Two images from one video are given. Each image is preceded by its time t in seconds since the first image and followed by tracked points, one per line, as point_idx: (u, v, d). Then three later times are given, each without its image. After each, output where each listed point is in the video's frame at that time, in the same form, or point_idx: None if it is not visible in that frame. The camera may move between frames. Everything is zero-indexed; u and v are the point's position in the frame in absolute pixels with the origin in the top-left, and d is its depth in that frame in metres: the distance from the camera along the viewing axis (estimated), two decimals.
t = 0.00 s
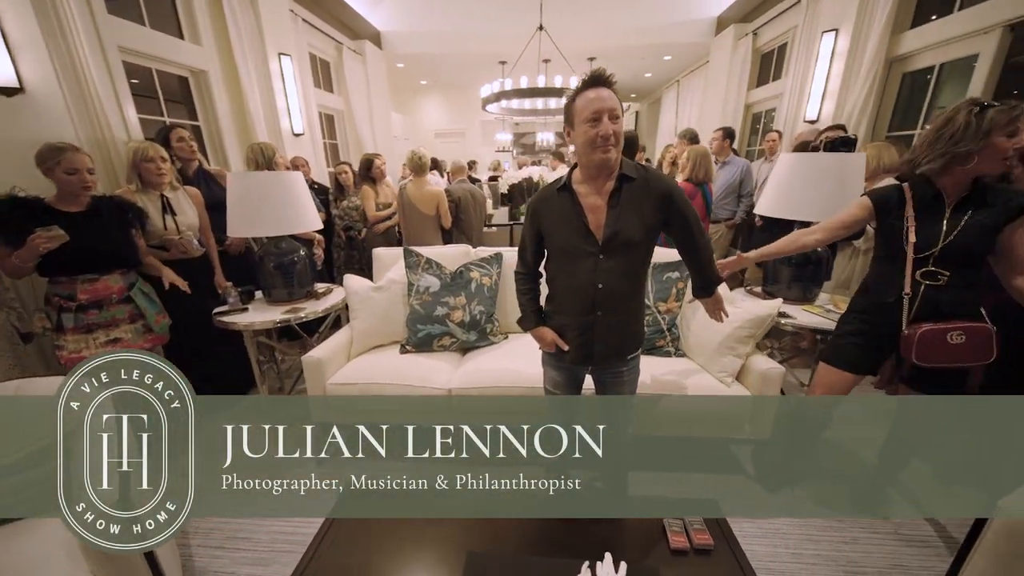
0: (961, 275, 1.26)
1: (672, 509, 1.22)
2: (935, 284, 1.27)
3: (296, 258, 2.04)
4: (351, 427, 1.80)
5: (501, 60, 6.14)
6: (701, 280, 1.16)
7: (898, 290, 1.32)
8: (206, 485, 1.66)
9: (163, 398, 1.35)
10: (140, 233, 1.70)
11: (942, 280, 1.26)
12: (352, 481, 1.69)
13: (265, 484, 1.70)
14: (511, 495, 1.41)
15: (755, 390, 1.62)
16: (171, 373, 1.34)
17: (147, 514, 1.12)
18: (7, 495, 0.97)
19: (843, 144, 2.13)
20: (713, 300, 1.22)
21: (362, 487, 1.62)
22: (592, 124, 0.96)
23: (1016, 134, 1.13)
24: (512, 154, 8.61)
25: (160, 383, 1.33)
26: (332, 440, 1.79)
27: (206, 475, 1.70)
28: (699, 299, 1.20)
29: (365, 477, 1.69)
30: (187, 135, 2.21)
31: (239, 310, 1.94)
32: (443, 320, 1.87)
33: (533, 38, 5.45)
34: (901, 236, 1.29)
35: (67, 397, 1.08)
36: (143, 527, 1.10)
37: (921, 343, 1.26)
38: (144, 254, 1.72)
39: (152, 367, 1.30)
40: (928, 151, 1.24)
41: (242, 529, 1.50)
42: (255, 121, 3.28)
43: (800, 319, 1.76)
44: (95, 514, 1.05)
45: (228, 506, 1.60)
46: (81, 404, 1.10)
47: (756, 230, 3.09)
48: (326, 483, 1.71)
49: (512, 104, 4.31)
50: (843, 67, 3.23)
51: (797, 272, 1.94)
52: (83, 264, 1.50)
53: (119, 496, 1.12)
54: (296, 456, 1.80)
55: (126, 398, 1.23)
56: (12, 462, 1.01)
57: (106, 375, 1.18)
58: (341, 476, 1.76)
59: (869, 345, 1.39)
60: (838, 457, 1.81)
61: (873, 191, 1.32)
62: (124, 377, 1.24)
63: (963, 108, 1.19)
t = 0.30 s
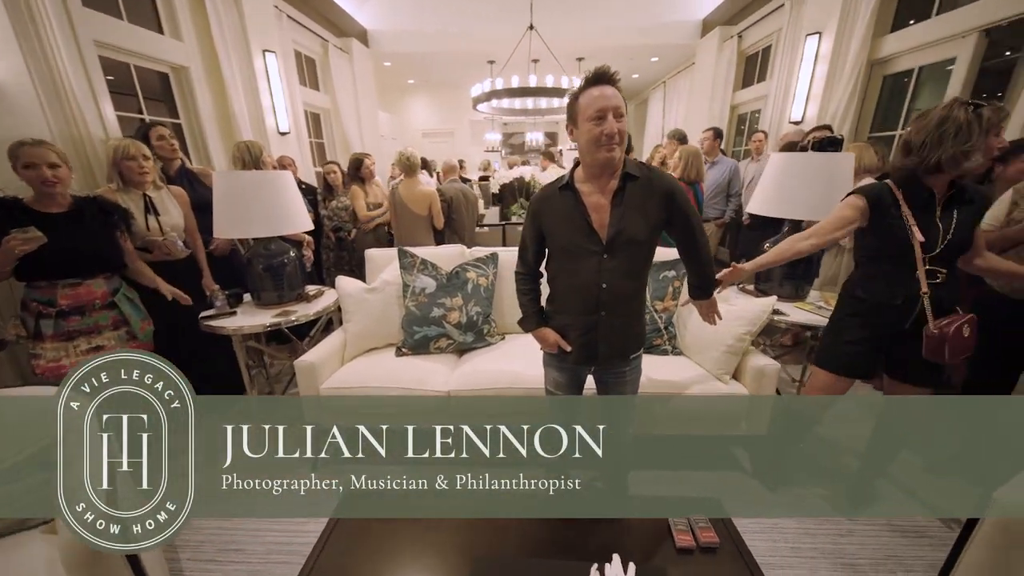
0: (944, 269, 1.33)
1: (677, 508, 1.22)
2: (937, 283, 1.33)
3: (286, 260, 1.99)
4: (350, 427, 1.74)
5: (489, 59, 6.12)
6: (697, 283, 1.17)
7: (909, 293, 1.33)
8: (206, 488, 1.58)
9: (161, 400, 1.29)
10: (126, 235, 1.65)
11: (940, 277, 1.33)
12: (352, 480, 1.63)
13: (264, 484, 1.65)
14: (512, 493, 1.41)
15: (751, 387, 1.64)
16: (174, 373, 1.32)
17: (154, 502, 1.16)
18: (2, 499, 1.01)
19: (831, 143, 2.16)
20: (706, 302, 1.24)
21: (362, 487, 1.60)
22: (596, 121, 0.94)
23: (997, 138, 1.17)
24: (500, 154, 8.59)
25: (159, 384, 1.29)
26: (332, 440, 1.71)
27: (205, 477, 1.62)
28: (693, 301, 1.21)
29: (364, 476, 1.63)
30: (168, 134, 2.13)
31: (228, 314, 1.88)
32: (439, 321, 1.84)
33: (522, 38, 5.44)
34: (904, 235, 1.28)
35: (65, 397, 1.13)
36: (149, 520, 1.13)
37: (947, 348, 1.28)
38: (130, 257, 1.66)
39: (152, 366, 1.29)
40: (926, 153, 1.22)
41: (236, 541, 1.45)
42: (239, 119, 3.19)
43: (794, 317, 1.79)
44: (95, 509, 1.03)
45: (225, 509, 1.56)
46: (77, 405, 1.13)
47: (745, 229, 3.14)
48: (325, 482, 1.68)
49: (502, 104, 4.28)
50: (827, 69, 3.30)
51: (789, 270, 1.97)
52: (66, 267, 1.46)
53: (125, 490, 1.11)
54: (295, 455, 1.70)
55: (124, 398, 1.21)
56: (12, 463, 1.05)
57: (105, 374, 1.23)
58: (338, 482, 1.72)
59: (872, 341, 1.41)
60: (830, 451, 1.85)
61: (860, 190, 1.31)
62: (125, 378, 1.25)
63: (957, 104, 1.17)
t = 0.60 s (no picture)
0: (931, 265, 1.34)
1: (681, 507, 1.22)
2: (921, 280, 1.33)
3: (276, 262, 1.93)
4: (346, 433, 1.70)
5: (477, 59, 6.10)
6: (697, 284, 1.17)
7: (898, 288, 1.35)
8: (207, 487, 1.67)
9: (161, 398, 1.55)
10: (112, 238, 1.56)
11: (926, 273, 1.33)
12: (353, 481, 1.71)
13: (264, 484, 1.69)
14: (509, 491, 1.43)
15: (748, 384, 1.66)
16: (170, 371, 1.54)
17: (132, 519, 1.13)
18: None
19: (819, 144, 2.21)
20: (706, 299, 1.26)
21: (362, 486, 1.70)
22: (601, 119, 0.93)
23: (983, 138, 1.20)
24: (488, 154, 8.56)
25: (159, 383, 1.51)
26: (332, 440, 1.70)
27: (206, 476, 1.71)
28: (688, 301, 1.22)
29: (365, 476, 1.73)
30: (148, 133, 2.05)
31: (215, 318, 1.81)
32: (436, 323, 1.81)
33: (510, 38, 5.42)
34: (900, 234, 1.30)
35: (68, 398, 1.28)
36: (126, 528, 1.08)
37: (962, 334, 1.32)
38: (115, 261, 1.58)
39: (153, 368, 1.49)
40: (918, 151, 1.23)
41: (228, 554, 1.40)
42: (222, 118, 3.10)
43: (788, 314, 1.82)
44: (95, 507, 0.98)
45: (222, 509, 1.58)
46: (78, 404, 1.29)
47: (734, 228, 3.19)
48: (325, 481, 1.70)
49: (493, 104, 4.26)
50: (810, 71, 3.38)
51: (781, 268, 2.00)
52: (45, 272, 1.37)
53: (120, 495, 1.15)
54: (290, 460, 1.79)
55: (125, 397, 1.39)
56: None
57: (105, 375, 1.37)
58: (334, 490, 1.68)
59: (870, 335, 1.41)
60: (822, 446, 1.89)
61: (846, 187, 1.31)
62: (125, 377, 1.42)
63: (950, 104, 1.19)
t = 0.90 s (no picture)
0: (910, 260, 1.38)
1: (682, 503, 1.23)
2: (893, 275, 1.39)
3: (263, 264, 1.87)
4: (340, 439, 1.66)
5: (463, 59, 6.07)
6: (692, 284, 1.19)
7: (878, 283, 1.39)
8: (207, 486, 1.64)
9: (162, 397, 1.41)
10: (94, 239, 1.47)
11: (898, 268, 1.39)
12: (353, 481, 1.66)
13: (265, 484, 1.67)
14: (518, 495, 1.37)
15: (742, 379, 1.69)
16: (171, 371, 1.43)
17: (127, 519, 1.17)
18: None
19: (803, 145, 2.27)
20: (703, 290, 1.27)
21: (362, 487, 1.66)
22: (605, 118, 0.93)
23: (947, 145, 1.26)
24: (474, 154, 8.52)
25: (159, 383, 1.39)
26: (332, 440, 1.65)
27: (206, 476, 1.68)
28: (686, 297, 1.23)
29: (365, 477, 1.66)
30: (124, 132, 1.96)
31: (200, 323, 1.75)
32: (431, 325, 1.79)
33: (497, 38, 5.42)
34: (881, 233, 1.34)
35: (68, 398, 1.27)
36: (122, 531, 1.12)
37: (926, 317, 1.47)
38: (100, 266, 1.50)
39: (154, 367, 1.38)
40: (894, 153, 1.26)
41: (220, 568, 1.35)
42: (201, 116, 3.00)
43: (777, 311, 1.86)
44: (94, 508, 1.02)
45: (211, 522, 1.52)
46: (78, 404, 1.27)
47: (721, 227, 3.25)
48: (325, 481, 1.65)
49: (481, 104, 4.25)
50: (791, 74, 3.47)
51: (769, 266, 2.04)
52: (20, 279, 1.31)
53: (116, 495, 1.17)
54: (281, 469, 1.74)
55: (123, 398, 1.31)
56: None
57: (104, 376, 1.30)
58: (328, 498, 1.64)
59: (849, 331, 1.45)
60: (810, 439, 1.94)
61: (828, 188, 1.33)
62: (125, 377, 1.33)
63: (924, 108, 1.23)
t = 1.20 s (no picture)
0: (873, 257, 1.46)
1: (682, 499, 1.25)
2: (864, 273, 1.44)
3: (249, 267, 1.81)
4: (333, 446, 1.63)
5: (447, 58, 6.03)
6: (689, 283, 1.21)
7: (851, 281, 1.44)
8: (199, 496, 1.60)
9: (161, 397, 1.50)
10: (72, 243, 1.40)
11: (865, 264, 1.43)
12: (353, 481, 1.70)
13: (264, 484, 1.68)
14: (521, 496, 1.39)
15: (734, 375, 1.73)
16: (170, 371, 1.50)
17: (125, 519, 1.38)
18: None
19: (785, 146, 2.34)
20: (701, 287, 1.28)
21: (362, 487, 1.70)
22: (609, 118, 0.93)
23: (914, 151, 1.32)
24: (458, 154, 8.47)
25: (159, 383, 1.47)
26: (332, 440, 1.61)
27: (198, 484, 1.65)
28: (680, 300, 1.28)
29: (365, 476, 1.71)
30: (95, 129, 1.87)
31: (182, 330, 1.67)
32: (426, 327, 1.76)
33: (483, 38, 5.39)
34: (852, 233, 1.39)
35: (69, 397, 1.34)
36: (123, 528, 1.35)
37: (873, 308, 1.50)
38: (77, 271, 1.43)
39: (152, 368, 1.45)
40: (866, 157, 1.31)
41: None
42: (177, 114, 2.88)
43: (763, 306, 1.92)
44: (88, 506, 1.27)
45: (199, 536, 1.47)
46: (79, 404, 1.35)
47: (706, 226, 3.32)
48: (326, 481, 1.69)
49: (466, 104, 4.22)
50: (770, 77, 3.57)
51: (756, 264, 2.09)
52: None
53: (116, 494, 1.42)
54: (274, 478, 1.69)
55: (123, 398, 1.40)
56: None
57: (105, 375, 1.37)
58: (322, 506, 1.60)
59: (829, 327, 1.48)
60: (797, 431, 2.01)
61: (802, 192, 1.37)
62: (125, 377, 1.40)
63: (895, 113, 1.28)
